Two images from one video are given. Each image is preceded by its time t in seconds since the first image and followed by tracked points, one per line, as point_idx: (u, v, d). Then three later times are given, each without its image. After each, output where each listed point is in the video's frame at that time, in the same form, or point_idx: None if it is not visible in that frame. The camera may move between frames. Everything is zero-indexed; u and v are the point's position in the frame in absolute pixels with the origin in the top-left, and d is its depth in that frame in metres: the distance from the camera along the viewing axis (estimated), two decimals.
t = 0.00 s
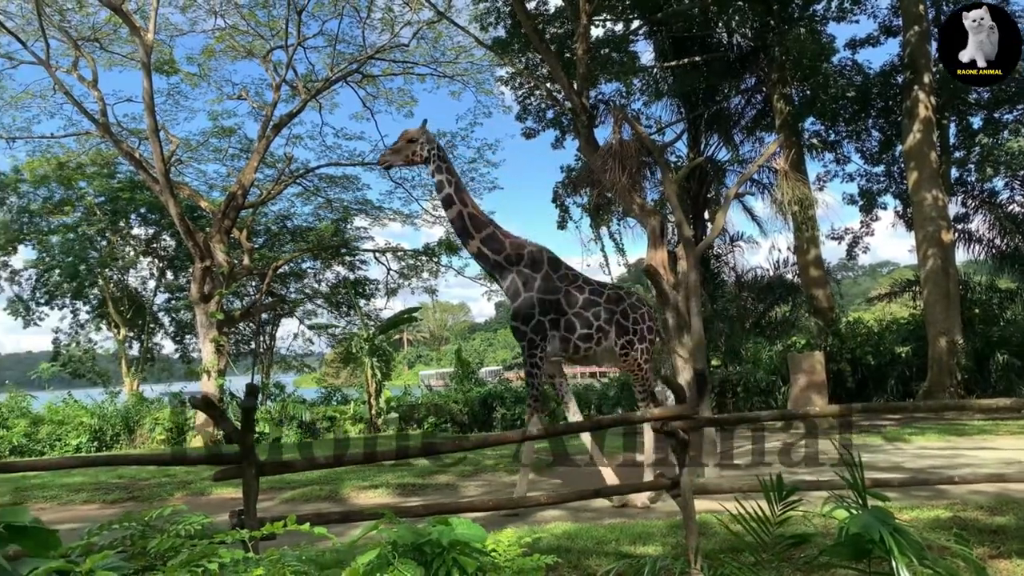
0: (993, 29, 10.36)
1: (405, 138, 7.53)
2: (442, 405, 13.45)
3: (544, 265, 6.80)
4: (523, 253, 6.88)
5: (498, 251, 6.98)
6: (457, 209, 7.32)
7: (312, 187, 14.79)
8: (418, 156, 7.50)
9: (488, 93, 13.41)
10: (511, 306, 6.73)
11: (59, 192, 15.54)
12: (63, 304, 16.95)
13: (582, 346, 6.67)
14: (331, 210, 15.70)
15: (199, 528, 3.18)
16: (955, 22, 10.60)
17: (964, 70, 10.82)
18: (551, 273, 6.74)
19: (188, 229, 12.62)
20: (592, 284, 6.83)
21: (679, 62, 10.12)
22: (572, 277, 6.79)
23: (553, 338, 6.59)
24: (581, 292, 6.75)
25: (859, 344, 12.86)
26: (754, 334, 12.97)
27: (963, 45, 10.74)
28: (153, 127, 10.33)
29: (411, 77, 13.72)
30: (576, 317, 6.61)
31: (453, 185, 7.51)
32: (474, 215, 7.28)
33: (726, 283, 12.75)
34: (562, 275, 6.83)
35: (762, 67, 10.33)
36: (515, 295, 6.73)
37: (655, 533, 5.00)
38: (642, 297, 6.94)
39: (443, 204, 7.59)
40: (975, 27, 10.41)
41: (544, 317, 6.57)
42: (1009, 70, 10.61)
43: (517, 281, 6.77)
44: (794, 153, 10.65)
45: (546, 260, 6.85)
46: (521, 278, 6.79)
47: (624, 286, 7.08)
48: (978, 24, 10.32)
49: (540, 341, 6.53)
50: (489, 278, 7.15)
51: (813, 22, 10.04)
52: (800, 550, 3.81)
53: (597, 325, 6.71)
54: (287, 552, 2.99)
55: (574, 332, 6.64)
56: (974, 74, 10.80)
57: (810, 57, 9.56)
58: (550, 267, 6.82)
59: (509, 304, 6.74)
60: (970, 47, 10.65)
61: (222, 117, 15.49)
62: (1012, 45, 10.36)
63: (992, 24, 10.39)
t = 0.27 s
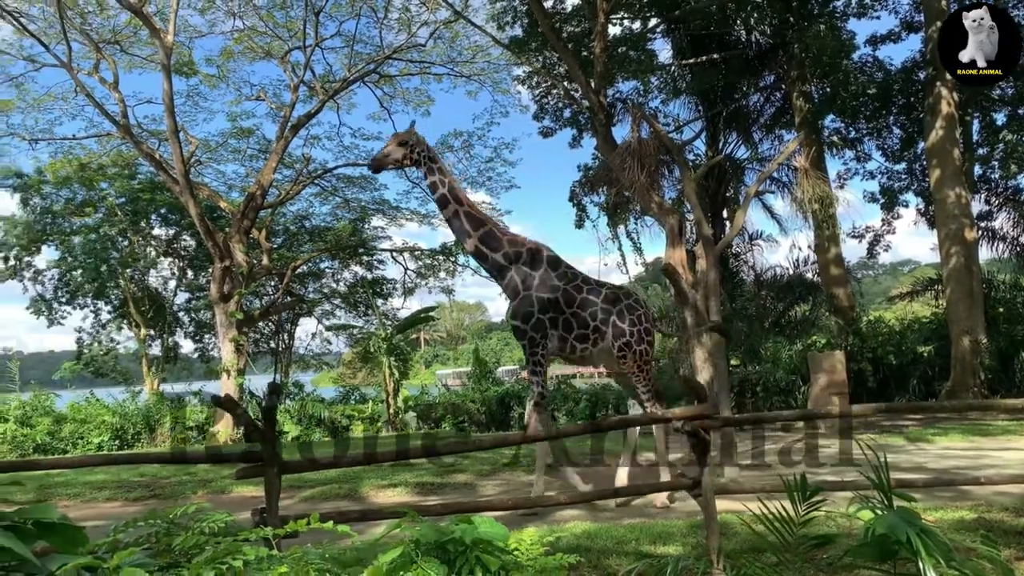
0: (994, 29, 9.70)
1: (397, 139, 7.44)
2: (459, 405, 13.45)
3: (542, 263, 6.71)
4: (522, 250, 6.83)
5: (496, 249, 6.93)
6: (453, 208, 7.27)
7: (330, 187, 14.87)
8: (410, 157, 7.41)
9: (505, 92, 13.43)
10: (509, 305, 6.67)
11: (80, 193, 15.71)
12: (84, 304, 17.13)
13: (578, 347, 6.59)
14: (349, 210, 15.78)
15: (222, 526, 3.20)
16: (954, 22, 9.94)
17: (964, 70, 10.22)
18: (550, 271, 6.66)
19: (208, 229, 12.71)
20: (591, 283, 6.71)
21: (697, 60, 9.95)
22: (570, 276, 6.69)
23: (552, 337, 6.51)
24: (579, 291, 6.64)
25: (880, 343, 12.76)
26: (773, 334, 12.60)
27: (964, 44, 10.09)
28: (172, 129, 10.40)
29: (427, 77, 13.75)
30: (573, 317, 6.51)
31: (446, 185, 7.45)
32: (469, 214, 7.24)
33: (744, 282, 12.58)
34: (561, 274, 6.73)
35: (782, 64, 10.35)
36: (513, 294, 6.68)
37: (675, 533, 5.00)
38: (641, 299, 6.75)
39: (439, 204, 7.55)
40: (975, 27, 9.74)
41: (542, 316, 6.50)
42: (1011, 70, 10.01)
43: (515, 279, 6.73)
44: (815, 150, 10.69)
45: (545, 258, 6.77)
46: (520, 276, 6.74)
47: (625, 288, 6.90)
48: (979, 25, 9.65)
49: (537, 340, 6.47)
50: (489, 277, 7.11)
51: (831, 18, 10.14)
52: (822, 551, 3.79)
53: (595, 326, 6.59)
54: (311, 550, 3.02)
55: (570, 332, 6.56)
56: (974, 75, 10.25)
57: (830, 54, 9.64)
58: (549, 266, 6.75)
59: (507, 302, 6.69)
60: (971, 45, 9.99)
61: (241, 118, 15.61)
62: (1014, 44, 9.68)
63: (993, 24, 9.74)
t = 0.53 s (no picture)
0: (994, 27, 9.01)
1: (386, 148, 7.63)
2: (477, 404, 13.46)
3: (541, 262, 6.77)
4: (521, 248, 6.88)
5: (493, 248, 6.96)
6: (450, 209, 7.35)
7: (349, 187, 14.93)
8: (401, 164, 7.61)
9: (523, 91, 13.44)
10: (508, 303, 6.68)
11: (102, 194, 15.89)
12: (106, 304, 17.32)
13: (573, 346, 6.67)
14: (367, 210, 15.84)
15: (247, 523, 3.21)
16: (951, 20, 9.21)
17: (964, 71, 9.52)
18: (549, 270, 6.72)
19: (228, 229, 12.81)
20: (588, 283, 6.78)
21: (716, 58, 9.98)
22: (569, 276, 6.77)
23: (550, 336, 6.55)
24: (576, 291, 6.71)
25: (902, 343, 12.71)
26: (794, 333, 12.46)
27: (961, 45, 9.44)
28: (193, 130, 10.48)
29: (445, 76, 13.78)
30: (570, 317, 6.58)
31: (441, 187, 7.56)
32: (466, 214, 7.35)
33: (764, 281, 12.48)
34: (559, 274, 6.81)
35: (802, 62, 10.22)
36: (512, 293, 6.71)
37: (698, 533, 4.99)
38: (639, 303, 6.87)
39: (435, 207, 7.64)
40: (975, 27, 9.04)
41: (542, 315, 6.51)
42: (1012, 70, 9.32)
43: (514, 278, 6.75)
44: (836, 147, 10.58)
45: (544, 257, 6.82)
46: (518, 275, 6.76)
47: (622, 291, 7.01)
48: (979, 25, 8.97)
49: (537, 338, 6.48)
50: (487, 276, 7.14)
51: (853, 14, 9.94)
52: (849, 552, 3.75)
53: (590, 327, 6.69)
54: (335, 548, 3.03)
55: (566, 332, 6.62)
56: (974, 76, 9.52)
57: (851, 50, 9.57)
58: (547, 265, 6.79)
59: (506, 300, 6.71)
60: (970, 46, 9.32)
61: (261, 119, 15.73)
62: (1016, 44, 9.00)
63: (994, 23, 9.03)
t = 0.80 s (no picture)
0: (993, 29, 9.49)
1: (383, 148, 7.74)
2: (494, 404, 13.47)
3: (531, 265, 6.81)
4: (510, 252, 6.94)
5: (484, 251, 7.05)
6: (442, 212, 7.41)
7: (366, 188, 15.00)
8: (397, 165, 7.67)
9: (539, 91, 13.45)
10: (500, 308, 6.79)
11: (123, 196, 16.08)
12: (126, 304, 17.51)
13: (565, 351, 6.61)
14: (384, 211, 15.88)
15: (269, 521, 3.21)
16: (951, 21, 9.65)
17: (963, 71, 9.92)
18: (537, 273, 6.75)
19: (246, 229, 12.90)
20: (580, 287, 6.72)
21: (733, 56, 9.99)
22: (559, 279, 6.74)
23: (542, 341, 6.55)
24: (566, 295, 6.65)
25: (923, 342, 12.51)
26: (813, 332, 12.59)
27: (961, 44, 9.82)
28: (212, 131, 10.58)
29: (461, 77, 13.82)
30: (561, 321, 6.52)
31: (434, 189, 7.63)
32: (458, 217, 7.40)
33: (783, 280, 12.58)
34: (550, 277, 6.79)
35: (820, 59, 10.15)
36: (503, 297, 6.80)
37: (717, 533, 4.96)
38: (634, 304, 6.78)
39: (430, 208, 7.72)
40: (975, 27, 9.50)
41: (531, 319, 6.57)
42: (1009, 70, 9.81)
43: (505, 282, 6.83)
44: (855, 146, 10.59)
45: (534, 260, 6.86)
46: (507, 278, 6.85)
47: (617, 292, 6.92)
48: (979, 25, 9.42)
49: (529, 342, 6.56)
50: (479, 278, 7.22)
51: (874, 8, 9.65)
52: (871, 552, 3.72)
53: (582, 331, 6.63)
54: (356, 546, 3.04)
55: (557, 336, 6.58)
56: (973, 76, 9.95)
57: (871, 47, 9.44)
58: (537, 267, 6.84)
59: (498, 304, 6.80)
60: (970, 46, 9.74)
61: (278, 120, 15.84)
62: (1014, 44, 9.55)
63: (994, 24, 9.50)
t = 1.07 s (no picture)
0: (993, 28, 9.29)
1: (390, 145, 7.81)
2: (522, 403, 13.47)
3: (527, 268, 6.99)
4: (508, 255, 7.11)
5: (482, 254, 7.22)
6: (440, 213, 7.47)
7: (393, 187, 15.08)
8: (399, 163, 7.78)
9: (565, 89, 13.42)
10: (499, 312, 6.95)
11: (154, 197, 16.34)
12: (158, 303, 17.79)
13: (565, 353, 6.85)
14: (411, 210, 15.95)
15: (299, 518, 3.22)
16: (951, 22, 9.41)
17: (962, 72, 9.60)
18: (535, 276, 6.92)
19: (275, 230, 13.04)
20: (576, 288, 6.94)
21: (762, 51, 9.92)
22: (557, 280, 6.95)
23: (543, 344, 6.75)
24: (563, 296, 6.87)
25: (959, 341, 12.47)
26: (845, 331, 12.49)
27: (958, 46, 9.52)
28: (241, 132, 10.70)
29: (487, 76, 13.83)
30: (560, 323, 6.74)
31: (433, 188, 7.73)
32: (456, 218, 7.47)
33: (814, 278, 12.22)
34: (546, 278, 6.99)
35: (851, 53, 10.00)
36: (502, 301, 6.96)
37: (748, 533, 4.92)
38: (629, 304, 7.06)
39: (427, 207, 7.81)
40: (975, 27, 9.31)
41: (531, 322, 6.74)
42: (1009, 70, 9.60)
43: (503, 285, 7.00)
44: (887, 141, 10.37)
45: (529, 263, 7.04)
46: (505, 281, 7.02)
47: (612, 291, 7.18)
48: (978, 25, 9.26)
49: (530, 346, 6.73)
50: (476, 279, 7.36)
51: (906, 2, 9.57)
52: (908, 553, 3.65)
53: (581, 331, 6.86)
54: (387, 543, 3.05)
55: (557, 338, 6.80)
56: (974, 76, 9.62)
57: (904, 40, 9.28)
58: (535, 270, 7.01)
59: (498, 308, 6.96)
60: (968, 47, 9.48)
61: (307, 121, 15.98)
62: (1014, 43, 9.35)
63: (994, 24, 9.32)
